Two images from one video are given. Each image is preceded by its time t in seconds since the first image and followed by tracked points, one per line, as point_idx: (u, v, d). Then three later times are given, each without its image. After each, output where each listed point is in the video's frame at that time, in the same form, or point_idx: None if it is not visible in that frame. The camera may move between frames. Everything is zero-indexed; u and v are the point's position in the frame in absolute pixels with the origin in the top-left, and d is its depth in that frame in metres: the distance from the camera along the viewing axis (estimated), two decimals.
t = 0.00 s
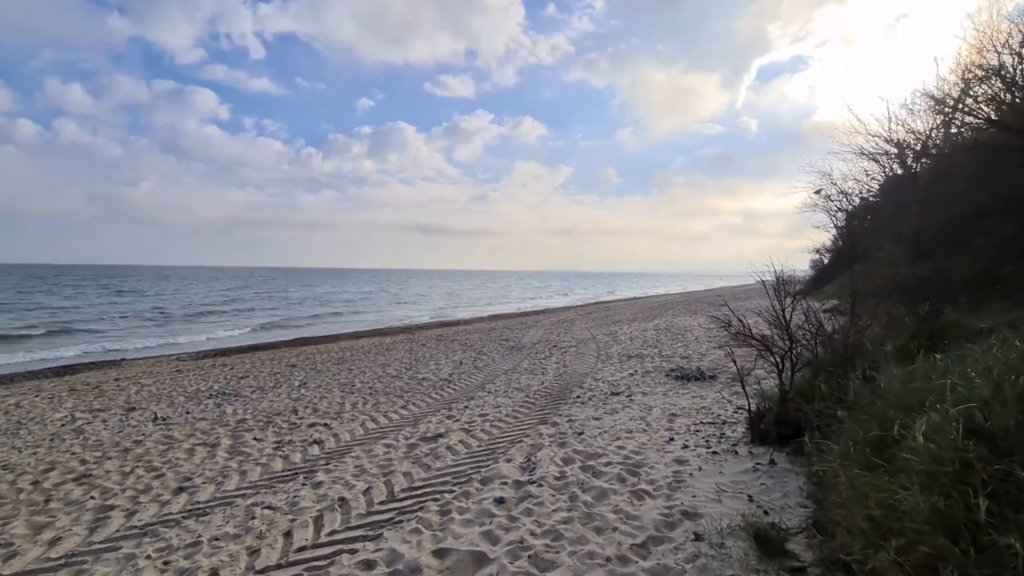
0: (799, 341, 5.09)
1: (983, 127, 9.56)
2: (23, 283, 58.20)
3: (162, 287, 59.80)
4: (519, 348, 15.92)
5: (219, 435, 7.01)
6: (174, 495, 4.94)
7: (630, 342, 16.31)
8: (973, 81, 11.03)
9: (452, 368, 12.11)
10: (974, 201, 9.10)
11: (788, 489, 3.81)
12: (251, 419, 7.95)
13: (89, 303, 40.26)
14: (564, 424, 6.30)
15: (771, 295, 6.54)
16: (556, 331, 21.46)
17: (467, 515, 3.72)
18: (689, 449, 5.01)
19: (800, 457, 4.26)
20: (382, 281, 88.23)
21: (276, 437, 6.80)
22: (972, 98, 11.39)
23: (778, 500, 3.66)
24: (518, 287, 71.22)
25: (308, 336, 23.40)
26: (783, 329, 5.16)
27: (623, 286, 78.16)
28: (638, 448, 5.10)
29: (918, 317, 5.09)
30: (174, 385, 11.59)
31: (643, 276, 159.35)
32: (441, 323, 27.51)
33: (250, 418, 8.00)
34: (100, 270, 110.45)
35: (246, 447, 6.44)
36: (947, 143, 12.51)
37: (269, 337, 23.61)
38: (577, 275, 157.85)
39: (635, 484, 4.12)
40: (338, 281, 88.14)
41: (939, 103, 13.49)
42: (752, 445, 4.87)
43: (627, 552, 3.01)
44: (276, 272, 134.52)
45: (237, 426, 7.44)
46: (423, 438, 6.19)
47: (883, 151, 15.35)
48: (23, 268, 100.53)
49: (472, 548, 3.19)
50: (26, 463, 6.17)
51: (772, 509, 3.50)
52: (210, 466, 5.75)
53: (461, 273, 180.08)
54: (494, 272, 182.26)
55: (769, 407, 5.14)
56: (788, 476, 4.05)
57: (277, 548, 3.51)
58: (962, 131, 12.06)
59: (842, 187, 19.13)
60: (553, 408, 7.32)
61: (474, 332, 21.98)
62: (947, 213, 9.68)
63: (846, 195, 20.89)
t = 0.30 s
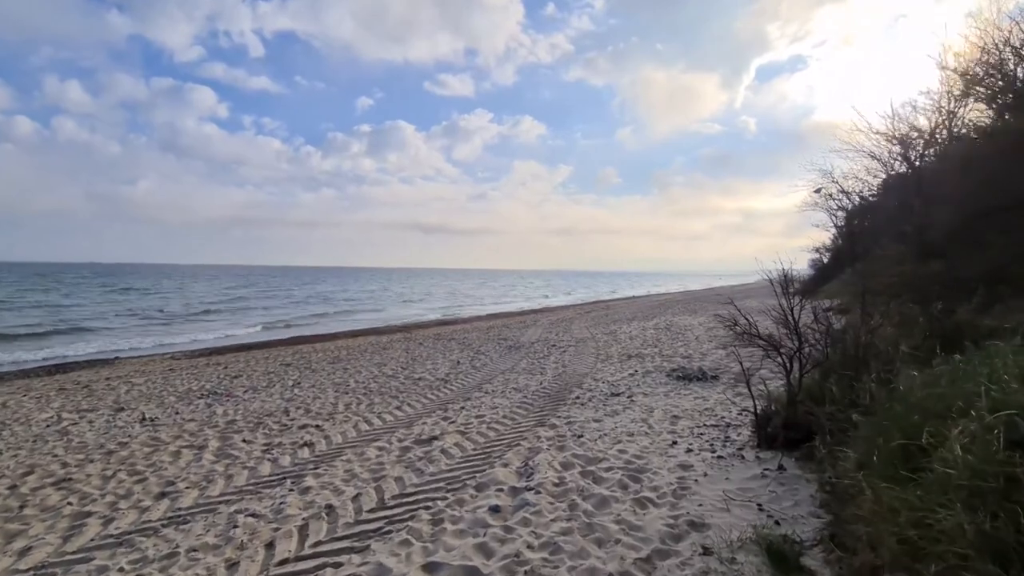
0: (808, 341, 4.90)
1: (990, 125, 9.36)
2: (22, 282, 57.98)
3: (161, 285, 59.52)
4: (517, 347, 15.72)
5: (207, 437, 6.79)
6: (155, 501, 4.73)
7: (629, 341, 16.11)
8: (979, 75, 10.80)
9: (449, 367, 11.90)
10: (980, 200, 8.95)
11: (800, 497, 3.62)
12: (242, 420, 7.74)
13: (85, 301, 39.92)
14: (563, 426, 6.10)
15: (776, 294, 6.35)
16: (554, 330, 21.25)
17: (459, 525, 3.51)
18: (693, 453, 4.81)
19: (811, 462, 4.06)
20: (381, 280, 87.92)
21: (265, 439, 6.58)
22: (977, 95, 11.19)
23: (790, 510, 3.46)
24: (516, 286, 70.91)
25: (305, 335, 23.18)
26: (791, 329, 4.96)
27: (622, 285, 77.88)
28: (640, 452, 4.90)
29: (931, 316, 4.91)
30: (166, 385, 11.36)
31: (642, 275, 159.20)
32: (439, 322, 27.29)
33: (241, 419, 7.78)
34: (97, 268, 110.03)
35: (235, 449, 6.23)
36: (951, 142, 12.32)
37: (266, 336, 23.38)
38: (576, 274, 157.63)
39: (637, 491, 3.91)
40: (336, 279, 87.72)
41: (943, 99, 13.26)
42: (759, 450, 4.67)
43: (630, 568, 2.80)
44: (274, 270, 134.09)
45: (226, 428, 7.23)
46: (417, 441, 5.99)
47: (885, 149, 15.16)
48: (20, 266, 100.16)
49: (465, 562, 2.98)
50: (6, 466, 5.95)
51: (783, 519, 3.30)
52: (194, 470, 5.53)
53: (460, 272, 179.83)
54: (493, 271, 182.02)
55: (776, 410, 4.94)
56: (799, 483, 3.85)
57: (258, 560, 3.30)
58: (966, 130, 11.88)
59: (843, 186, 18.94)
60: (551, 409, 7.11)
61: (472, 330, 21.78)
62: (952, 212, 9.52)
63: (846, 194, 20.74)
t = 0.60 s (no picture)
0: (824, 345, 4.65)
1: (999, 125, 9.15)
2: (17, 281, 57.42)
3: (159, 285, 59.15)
4: (516, 349, 15.44)
5: (194, 442, 6.52)
6: (132, 511, 4.45)
7: (630, 343, 15.84)
8: (986, 75, 10.60)
9: (445, 369, 11.63)
10: (990, 202, 8.74)
11: (822, 513, 3.36)
12: (232, 423, 7.47)
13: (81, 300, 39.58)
14: (564, 432, 5.85)
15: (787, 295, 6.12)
16: (554, 332, 20.98)
17: (454, 542, 3.24)
18: (701, 463, 4.56)
19: (830, 475, 3.81)
20: (380, 281, 87.57)
21: (253, 445, 6.31)
22: (984, 95, 10.98)
23: (811, 528, 3.20)
24: (516, 287, 70.77)
25: (301, 335, 22.88)
26: (804, 332, 4.72)
27: (622, 286, 77.76)
28: (646, 461, 4.64)
29: (952, 319, 4.67)
30: (155, 386, 11.07)
31: (641, 276, 159.05)
32: (436, 323, 27.01)
33: (230, 422, 7.51)
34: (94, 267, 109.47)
35: (221, 455, 5.96)
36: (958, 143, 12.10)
37: (261, 336, 23.07)
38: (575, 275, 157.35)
39: (645, 505, 3.66)
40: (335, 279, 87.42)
41: (949, 99, 13.06)
42: (772, 460, 4.43)
43: None
44: (272, 270, 133.64)
45: (214, 432, 6.96)
46: (411, 447, 5.73)
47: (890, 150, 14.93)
48: (17, 264, 99.62)
49: None
50: None
51: (804, 539, 3.05)
52: (177, 477, 5.26)
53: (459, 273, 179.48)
54: (492, 271, 181.70)
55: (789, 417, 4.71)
56: (819, 498, 3.59)
57: None
58: (973, 130, 11.65)
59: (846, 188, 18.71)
60: (551, 414, 6.85)
61: (470, 332, 21.47)
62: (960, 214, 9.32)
63: (849, 195, 20.51)
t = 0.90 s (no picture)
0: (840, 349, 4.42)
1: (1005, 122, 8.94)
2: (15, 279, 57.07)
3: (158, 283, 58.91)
4: (515, 349, 15.21)
5: (181, 447, 6.28)
6: (109, 523, 4.21)
7: (632, 344, 15.61)
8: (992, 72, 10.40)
9: (443, 370, 11.39)
10: (1000, 199, 8.55)
11: (844, 531, 3.12)
12: (222, 427, 7.23)
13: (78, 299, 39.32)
14: (566, 438, 5.62)
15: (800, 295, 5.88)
16: (554, 332, 20.75)
17: (449, 563, 3.01)
18: (711, 472, 4.33)
19: (850, 487, 3.58)
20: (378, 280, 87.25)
21: (242, 450, 6.06)
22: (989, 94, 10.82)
23: (834, 547, 2.97)
24: (516, 286, 70.64)
25: (298, 335, 22.64)
26: (820, 335, 4.49)
27: (622, 286, 77.57)
28: (652, 471, 4.41)
29: (973, 320, 4.46)
30: (145, 388, 10.80)
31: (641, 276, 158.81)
32: (435, 322, 26.78)
33: (220, 426, 7.27)
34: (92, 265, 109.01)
35: (208, 461, 5.71)
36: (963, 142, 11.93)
37: (258, 336, 22.83)
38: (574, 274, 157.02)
39: (654, 520, 3.42)
40: (335, 278, 87.10)
41: (952, 98, 12.89)
42: (786, 470, 4.19)
43: None
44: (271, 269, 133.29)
45: (202, 437, 6.71)
46: (406, 453, 5.50)
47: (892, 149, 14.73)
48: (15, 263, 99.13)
49: None
50: None
51: (828, 561, 2.81)
52: (160, 485, 5.01)
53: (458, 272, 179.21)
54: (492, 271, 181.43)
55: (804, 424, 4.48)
56: (840, 513, 3.35)
57: None
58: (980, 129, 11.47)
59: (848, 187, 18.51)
60: (552, 419, 6.62)
61: (469, 331, 21.24)
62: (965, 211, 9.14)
63: (851, 194, 20.31)
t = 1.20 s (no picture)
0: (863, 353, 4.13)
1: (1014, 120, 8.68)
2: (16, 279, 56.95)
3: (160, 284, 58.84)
4: (517, 350, 14.96)
5: (168, 451, 6.04)
6: (83, 533, 3.96)
7: (636, 345, 15.31)
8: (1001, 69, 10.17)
9: (443, 371, 11.16)
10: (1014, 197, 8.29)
11: (875, 550, 2.84)
12: (213, 429, 6.99)
13: (80, 299, 39.25)
14: (569, 444, 5.35)
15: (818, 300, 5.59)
16: (556, 333, 20.48)
17: None
18: (723, 482, 4.06)
19: (877, 501, 3.30)
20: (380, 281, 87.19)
21: (231, 454, 5.82)
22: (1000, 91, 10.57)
23: (865, 569, 2.69)
24: (519, 287, 70.50)
25: (298, 335, 22.44)
26: (841, 338, 4.20)
27: (624, 287, 77.28)
28: (661, 480, 4.13)
29: (1002, 320, 4.19)
30: (139, 388, 10.58)
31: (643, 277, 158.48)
32: (436, 323, 26.60)
33: (210, 428, 7.03)
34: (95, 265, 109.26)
35: (194, 466, 5.46)
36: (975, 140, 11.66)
37: (258, 336, 22.64)
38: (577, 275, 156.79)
39: (665, 536, 3.15)
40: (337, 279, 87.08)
41: (962, 95, 12.62)
42: (805, 480, 3.90)
43: None
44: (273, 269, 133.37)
45: (191, 440, 6.47)
46: (401, 459, 5.24)
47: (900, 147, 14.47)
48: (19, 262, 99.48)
49: None
50: None
51: None
52: (142, 493, 4.76)
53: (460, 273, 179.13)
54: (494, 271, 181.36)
55: (822, 431, 4.19)
56: (868, 529, 3.07)
57: None
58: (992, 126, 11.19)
59: (855, 186, 18.21)
60: (555, 422, 6.35)
61: (470, 332, 21.01)
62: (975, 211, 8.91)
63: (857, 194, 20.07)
